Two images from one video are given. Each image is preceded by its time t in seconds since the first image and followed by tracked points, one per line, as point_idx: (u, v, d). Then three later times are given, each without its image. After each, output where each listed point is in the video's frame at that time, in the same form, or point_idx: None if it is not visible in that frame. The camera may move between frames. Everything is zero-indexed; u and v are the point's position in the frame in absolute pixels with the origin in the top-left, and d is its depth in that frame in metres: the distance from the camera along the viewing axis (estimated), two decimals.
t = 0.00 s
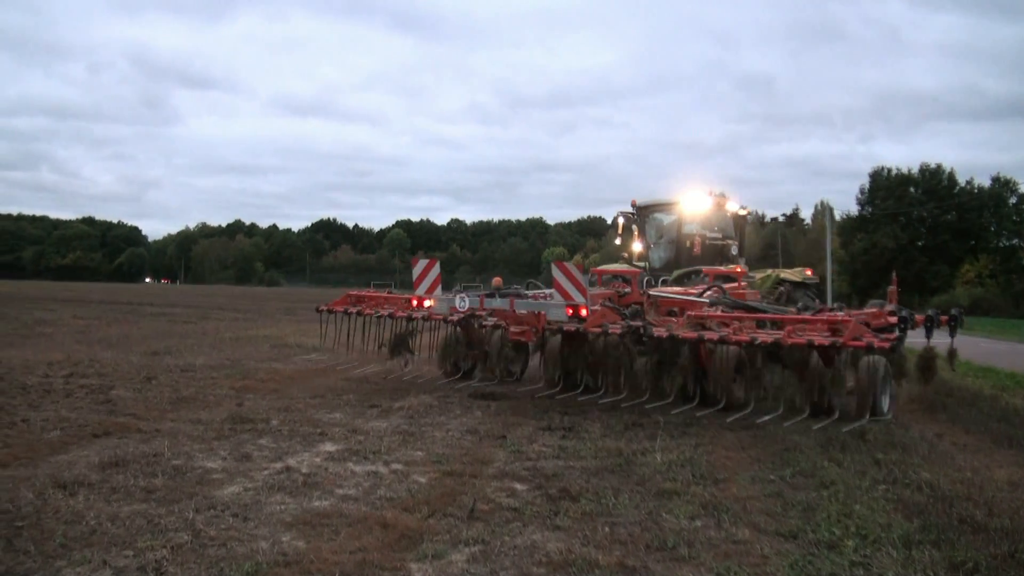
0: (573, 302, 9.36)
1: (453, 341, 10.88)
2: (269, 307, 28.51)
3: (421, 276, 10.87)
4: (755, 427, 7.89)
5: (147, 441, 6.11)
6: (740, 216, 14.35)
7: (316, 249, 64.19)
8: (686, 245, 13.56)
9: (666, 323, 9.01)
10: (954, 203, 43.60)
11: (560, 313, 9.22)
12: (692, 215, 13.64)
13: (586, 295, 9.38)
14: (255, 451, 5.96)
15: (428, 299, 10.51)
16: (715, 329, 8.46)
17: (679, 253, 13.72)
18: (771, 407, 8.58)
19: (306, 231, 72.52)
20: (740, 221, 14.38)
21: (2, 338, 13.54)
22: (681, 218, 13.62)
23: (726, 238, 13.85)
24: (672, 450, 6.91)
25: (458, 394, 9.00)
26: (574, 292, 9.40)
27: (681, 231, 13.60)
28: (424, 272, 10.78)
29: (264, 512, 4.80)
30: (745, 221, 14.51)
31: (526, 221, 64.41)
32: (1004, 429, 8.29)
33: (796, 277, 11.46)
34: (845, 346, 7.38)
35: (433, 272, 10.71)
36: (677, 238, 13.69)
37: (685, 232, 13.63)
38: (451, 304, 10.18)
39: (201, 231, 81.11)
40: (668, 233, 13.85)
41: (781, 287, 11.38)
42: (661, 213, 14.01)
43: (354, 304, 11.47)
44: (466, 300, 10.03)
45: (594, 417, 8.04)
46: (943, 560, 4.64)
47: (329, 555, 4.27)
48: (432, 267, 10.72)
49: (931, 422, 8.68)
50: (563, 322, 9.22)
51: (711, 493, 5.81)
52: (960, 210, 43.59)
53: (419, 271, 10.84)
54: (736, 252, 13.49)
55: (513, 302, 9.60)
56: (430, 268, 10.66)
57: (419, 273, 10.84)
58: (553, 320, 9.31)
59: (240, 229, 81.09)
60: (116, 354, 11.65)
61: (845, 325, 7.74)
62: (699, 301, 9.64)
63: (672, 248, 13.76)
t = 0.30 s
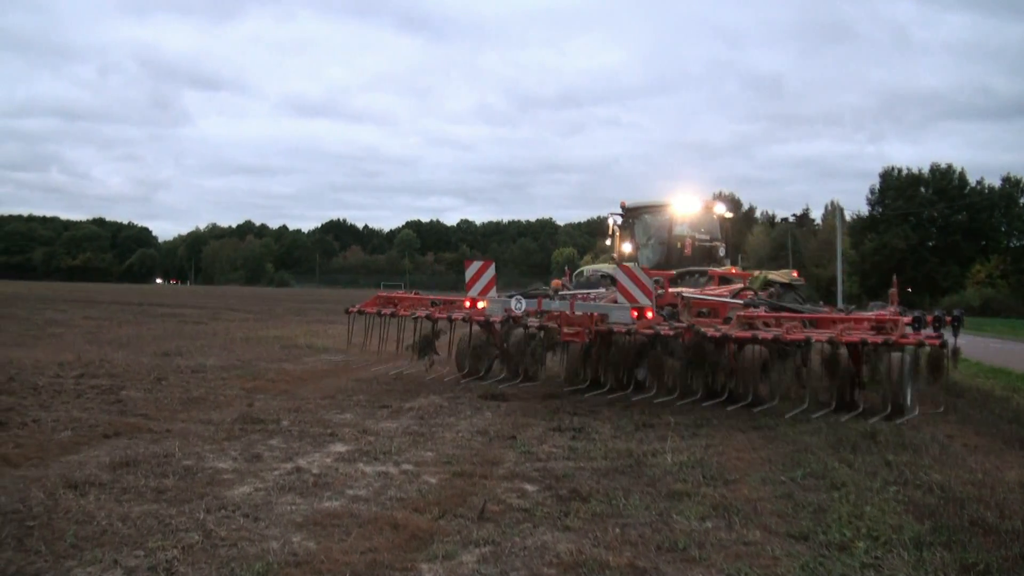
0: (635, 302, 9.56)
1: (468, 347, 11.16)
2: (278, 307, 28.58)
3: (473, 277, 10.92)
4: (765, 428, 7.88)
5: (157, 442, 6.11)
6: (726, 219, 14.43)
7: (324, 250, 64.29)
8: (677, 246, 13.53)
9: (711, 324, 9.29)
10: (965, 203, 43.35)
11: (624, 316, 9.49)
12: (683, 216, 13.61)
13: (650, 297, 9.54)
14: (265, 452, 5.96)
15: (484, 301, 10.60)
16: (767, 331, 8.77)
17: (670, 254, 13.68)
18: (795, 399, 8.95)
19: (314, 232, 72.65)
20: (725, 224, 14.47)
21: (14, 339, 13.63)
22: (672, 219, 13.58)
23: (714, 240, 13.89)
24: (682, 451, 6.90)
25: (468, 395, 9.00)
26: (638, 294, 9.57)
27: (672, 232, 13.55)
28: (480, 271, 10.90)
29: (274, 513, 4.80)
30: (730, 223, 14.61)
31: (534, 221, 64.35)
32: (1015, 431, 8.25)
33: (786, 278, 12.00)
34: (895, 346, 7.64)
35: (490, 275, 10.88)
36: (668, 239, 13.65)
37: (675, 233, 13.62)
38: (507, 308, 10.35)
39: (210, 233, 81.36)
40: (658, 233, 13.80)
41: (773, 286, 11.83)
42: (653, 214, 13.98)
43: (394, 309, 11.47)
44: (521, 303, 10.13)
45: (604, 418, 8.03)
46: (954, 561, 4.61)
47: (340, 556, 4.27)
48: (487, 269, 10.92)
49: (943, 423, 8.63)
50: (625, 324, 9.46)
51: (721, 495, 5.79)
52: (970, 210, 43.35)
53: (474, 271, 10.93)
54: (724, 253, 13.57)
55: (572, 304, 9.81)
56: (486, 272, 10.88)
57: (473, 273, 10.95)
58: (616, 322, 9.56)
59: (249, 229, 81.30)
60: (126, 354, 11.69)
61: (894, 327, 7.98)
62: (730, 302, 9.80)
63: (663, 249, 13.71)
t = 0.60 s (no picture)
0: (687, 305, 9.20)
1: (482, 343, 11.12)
2: (285, 309, 28.58)
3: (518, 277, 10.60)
4: (779, 430, 7.78)
5: (161, 445, 6.05)
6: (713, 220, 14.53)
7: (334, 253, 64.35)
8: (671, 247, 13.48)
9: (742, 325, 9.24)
10: (981, 202, 42.96)
11: (674, 317, 9.21)
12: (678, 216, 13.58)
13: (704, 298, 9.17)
14: (271, 455, 5.90)
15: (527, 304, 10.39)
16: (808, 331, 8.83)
17: (664, 255, 13.65)
18: (815, 402, 9.35)
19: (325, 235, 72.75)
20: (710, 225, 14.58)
21: (20, 341, 13.61)
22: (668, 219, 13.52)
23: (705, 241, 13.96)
24: (694, 454, 6.81)
25: (477, 397, 8.93)
26: (690, 296, 9.22)
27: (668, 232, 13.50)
28: (526, 270, 10.57)
29: (280, 516, 4.74)
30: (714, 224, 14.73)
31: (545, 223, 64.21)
32: None
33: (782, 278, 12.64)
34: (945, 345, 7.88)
35: (536, 276, 10.52)
36: (663, 239, 13.59)
37: (670, 234, 13.58)
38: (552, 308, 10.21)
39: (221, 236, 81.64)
40: (652, 234, 13.73)
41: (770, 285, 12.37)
42: (647, 214, 13.90)
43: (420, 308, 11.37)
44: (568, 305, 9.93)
45: (615, 421, 7.94)
46: (972, 568, 4.50)
47: (346, 561, 4.20)
48: (533, 269, 10.55)
49: (959, 426, 8.49)
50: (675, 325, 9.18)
51: (733, 499, 5.70)
52: (987, 210, 42.97)
53: (519, 270, 10.58)
54: (715, 256, 13.65)
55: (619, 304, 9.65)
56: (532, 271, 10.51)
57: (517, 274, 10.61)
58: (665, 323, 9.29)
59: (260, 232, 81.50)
60: (132, 356, 11.65)
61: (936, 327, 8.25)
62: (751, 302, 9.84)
63: (657, 249, 13.64)
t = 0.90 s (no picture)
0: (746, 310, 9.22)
1: (501, 345, 11.10)
2: (291, 310, 28.48)
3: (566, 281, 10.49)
4: (797, 436, 7.61)
5: (163, 450, 5.94)
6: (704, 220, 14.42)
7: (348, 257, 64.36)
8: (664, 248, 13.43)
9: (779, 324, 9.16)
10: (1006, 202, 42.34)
11: (732, 320, 9.19)
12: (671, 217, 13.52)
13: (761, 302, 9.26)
14: (276, 460, 5.79)
15: (575, 306, 10.15)
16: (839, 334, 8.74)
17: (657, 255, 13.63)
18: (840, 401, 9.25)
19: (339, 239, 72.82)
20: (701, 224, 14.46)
21: (25, 344, 13.52)
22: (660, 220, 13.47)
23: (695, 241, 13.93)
24: (709, 460, 6.66)
25: (487, 402, 8.79)
26: (746, 299, 9.30)
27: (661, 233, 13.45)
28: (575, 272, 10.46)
29: (285, 524, 4.63)
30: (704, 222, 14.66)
31: (559, 225, 63.93)
32: None
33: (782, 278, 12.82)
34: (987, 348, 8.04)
35: (587, 279, 10.39)
36: (656, 239, 13.53)
37: (661, 234, 13.50)
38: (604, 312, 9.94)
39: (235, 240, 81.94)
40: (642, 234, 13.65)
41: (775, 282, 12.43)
42: (637, 214, 13.77)
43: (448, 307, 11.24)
44: (620, 308, 9.65)
45: (629, 426, 7.79)
46: None
47: (351, 569, 4.08)
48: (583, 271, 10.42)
49: (983, 432, 8.28)
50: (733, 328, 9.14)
51: (750, 506, 5.54)
52: (1012, 209, 42.35)
53: (568, 274, 10.50)
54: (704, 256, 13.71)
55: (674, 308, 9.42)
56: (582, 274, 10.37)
57: (565, 278, 10.51)
58: (721, 326, 9.25)
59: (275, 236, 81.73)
60: (136, 360, 11.52)
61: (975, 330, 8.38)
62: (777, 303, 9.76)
63: (650, 250, 13.60)
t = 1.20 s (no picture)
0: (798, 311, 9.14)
1: (517, 346, 10.95)
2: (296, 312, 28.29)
3: (611, 283, 10.23)
4: (815, 441, 7.45)
5: (166, 455, 5.85)
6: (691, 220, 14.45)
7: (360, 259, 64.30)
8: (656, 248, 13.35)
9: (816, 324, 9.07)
10: None
11: (780, 321, 9.07)
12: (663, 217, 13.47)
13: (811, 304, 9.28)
14: (281, 465, 5.70)
15: (620, 308, 9.85)
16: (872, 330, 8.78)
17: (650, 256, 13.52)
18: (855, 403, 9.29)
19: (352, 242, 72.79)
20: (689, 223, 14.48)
21: (31, 347, 13.46)
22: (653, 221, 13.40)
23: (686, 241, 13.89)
24: (724, 466, 6.52)
25: (497, 406, 8.67)
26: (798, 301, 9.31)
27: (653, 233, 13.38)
28: (622, 274, 10.23)
29: (290, 530, 4.53)
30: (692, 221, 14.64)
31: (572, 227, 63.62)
32: None
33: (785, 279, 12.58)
34: None
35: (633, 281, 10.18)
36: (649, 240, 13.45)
37: (654, 234, 13.43)
38: (649, 313, 9.70)
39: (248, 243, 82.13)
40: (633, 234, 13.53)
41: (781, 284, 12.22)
42: (630, 214, 13.69)
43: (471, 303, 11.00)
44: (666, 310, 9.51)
45: (641, 431, 7.65)
46: None
47: None
48: (630, 274, 10.20)
49: (1005, 437, 8.08)
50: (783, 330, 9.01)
51: (767, 514, 5.39)
52: None
53: (614, 275, 10.27)
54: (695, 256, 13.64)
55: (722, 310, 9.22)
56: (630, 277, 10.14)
57: (611, 279, 10.26)
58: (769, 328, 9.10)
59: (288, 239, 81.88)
60: (139, 362, 11.33)
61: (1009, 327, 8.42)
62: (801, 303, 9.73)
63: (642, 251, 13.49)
